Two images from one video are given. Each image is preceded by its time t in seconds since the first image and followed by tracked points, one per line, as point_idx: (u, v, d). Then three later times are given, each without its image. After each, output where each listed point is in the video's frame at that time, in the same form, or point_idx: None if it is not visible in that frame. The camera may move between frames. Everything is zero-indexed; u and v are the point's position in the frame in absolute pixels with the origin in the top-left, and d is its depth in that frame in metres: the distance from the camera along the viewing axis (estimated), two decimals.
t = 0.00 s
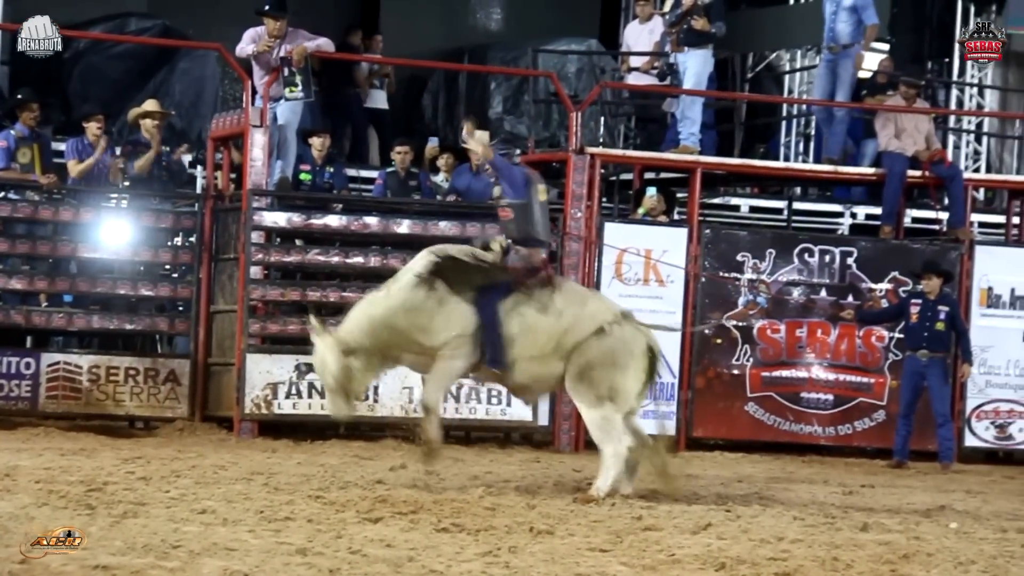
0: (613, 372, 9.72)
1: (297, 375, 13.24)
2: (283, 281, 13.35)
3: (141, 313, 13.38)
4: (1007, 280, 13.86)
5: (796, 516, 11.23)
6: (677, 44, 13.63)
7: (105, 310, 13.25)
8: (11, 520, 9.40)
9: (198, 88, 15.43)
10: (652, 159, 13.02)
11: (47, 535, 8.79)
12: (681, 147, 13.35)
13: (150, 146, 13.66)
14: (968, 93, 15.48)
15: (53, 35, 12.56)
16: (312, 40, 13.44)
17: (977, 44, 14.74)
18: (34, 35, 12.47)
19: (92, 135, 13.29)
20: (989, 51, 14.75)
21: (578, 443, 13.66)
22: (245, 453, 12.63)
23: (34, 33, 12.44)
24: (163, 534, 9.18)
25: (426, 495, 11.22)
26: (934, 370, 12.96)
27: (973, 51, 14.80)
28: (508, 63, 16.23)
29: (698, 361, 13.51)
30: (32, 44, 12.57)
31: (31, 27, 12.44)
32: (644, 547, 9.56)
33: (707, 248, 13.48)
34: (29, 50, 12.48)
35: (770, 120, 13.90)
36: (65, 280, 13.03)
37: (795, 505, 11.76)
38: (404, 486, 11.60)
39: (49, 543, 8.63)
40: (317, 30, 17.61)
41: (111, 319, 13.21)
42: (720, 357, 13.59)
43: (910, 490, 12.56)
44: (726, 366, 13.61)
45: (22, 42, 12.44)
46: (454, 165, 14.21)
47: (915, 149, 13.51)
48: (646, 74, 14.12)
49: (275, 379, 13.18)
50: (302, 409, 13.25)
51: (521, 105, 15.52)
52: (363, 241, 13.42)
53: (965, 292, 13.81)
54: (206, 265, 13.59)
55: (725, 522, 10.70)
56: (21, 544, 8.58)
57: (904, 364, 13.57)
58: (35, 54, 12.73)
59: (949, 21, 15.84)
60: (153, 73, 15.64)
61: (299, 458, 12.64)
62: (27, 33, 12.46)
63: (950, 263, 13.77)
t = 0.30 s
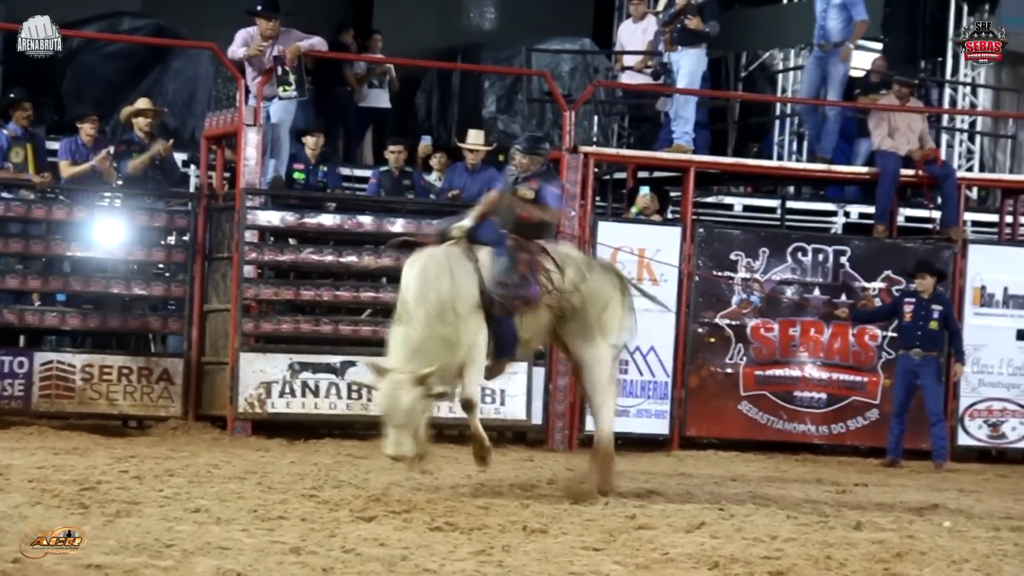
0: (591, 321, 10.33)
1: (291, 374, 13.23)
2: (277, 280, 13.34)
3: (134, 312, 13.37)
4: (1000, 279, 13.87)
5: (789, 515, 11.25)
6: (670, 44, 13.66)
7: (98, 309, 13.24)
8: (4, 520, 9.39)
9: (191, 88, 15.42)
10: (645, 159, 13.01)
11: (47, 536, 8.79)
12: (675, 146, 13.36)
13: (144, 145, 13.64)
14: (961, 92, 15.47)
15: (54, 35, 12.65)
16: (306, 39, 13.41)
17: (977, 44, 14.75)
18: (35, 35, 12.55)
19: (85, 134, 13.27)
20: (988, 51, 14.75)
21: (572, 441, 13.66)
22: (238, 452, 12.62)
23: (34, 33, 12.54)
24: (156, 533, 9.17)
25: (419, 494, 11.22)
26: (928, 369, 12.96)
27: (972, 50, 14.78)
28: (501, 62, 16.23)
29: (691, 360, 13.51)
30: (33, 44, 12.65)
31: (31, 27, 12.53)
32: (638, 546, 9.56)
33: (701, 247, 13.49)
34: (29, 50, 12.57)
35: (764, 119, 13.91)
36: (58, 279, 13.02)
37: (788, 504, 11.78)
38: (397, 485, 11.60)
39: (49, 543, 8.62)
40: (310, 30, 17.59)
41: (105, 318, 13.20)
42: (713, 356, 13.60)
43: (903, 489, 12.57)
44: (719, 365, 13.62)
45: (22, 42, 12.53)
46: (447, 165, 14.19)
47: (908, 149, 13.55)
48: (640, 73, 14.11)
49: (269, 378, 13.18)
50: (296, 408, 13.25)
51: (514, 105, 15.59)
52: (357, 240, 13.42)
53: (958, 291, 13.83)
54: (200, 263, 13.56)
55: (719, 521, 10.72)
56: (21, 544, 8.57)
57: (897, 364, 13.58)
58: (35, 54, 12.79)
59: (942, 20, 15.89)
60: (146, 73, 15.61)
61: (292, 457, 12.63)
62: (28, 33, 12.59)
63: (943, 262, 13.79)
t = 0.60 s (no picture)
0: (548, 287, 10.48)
1: (279, 372, 13.21)
2: (264, 278, 13.32)
3: (121, 310, 13.34)
4: (987, 277, 13.89)
5: (777, 513, 11.26)
6: (659, 41, 13.64)
7: (85, 307, 13.21)
8: None
9: (178, 85, 15.28)
10: (633, 156, 13.01)
11: (50, 534, 8.69)
12: (663, 144, 13.35)
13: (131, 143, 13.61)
14: (948, 89, 15.45)
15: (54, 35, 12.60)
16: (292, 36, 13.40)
17: (977, 44, 14.84)
18: (34, 35, 12.48)
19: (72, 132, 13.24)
20: (988, 51, 14.84)
21: (559, 438, 13.39)
22: (226, 450, 12.61)
23: (34, 33, 12.46)
24: (143, 531, 9.16)
25: (407, 492, 11.21)
26: (915, 366, 12.99)
27: (972, 51, 14.90)
28: (489, 59, 16.24)
29: (678, 357, 13.54)
30: (33, 44, 12.59)
31: (31, 27, 12.46)
32: (626, 543, 9.57)
33: (689, 245, 13.51)
34: (30, 51, 12.49)
35: (753, 116, 13.95)
36: (45, 277, 12.98)
37: (776, 501, 11.78)
38: (385, 483, 11.60)
39: (49, 543, 8.51)
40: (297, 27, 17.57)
41: (92, 315, 13.18)
42: (701, 354, 13.61)
43: (891, 486, 12.59)
44: (707, 362, 13.63)
45: (22, 42, 12.42)
46: (435, 162, 14.18)
47: (896, 146, 13.56)
48: (628, 71, 14.03)
49: (256, 376, 13.16)
50: (284, 406, 13.23)
51: (503, 102, 15.50)
52: (345, 237, 13.41)
53: (945, 289, 13.85)
54: (187, 261, 13.54)
55: (706, 519, 10.72)
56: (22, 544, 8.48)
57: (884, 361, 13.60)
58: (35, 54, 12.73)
59: (930, 17, 15.92)
60: (133, 71, 15.59)
61: (280, 455, 12.61)
62: (26, 33, 12.47)
63: (930, 259, 13.82)
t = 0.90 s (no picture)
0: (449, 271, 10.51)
1: (265, 370, 13.20)
2: (250, 276, 13.31)
3: (107, 308, 13.32)
4: (972, 274, 13.92)
5: (763, 510, 11.28)
6: (644, 39, 13.62)
7: (71, 305, 13.19)
8: None
9: (164, 82, 15.33)
10: (618, 154, 13.00)
11: (49, 536, 8.64)
12: (648, 142, 13.35)
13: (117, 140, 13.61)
14: (933, 87, 15.50)
15: (54, 35, 12.66)
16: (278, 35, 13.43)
17: (979, 44, 15.33)
18: (35, 35, 12.58)
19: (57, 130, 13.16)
20: (989, 51, 15.37)
21: (545, 436, 13.38)
22: (212, 448, 12.59)
23: (34, 32, 12.55)
24: (129, 529, 9.15)
25: (392, 489, 11.20)
26: (900, 364, 13.03)
27: (972, 51, 15.35)
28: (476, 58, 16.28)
29: (664, 355, 13.55)
30: (33, 44, 12.65)
31: (33, 27, 12.56)
32: (612, 540, 9.57)
33: (675, 243, 13.52)
34: (30, 51, 12.57)
35: (736, 115, 14.13)
36: (30, 274, 12.96)
37: (763, 499, 11.79)
38: (372, 481, 11.60)
39: (50, 544, 8.46)
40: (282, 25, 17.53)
41: (78, 313, 13.17)
42: (687, 352, 13.62)
43: (877, 484, 12.61)
44: (693, 360, 13.64)
45: (23, 43, 12.50)
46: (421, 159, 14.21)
47: (881, 144, 13.61)
48: (614, 69, 14.17)
49: (242, 373, 13.15)
50: (270, 404, 13.23)
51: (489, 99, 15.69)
52: (331, 235, 13.42)
53: (930, 287, 13.86)
54: (173, 259, 13.54)
55: (693, 517, 10.73)
56: (22, 545, 8.43)
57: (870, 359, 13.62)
58: (35, 54, 12.78)
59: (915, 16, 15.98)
60: (118, 69, 15.55)
61: (266, 453, 12.60)
62: (27, 33, 12.55)
63: (916, 257, 13.81)
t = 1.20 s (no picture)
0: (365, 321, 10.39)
1: (258, 368, 13.19)
2: (244, 274, 13.32)
3: (101, 306, 13.33)
4: (965, 273, 13.92)
5: (757, 509, 11.28)
6: (638, 37, 13.65)
7: (64, 304, 13.19)
8: None
9: (157, 81, 15.28)
10: (612, 152, 13.00)
11: (48, 534, 8.65)
12: (642, 140, 13.36)
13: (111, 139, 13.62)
14: (927, 86, 15.51)
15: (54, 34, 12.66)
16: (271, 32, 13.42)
17: (978, 44, 15.59)
18: (34, 35, 12.56)
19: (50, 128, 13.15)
20: (989, 51, 15.60)
21: (539, 436, 13.36)
22: (206, 446, 12.59)
23: (34, 32, 12.54)
24: (122, 527, 9.15)
25: (385, 488, 11.19)
26: (893, 362, 13.04)
27: (972, 50, 15.65)
28: (469, 56, 16.28)
29: (658, 353, 13.55)
30: (33, 44, 12.62)
31: (32, 27, 12.52)
32: (605, 539, 9.57)
33: (669, 241, 13.53)
34: (30, 50, 12.53)
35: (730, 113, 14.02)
36: (23, 272, 12.97)
37: (756, 497, 11.79)
38: (366, 480, 11.61)
39: (50, 543, 8.46)
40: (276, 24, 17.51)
41: (72, 311, 13.17)
42: (681, 350, 13.63)
43: (871, 482, 12.62)
44: (686, 359, 13.65)
45: (22, 43, 12.49)
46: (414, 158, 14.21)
47: (874, 143, 13.56)
48: (608, 67, 14.21)
49: (236, 372, 13.15)
50: (263, 402, 13.23)
51: (482, 98, 15.62)
52: (325, 233, 13.42)
53: (923, 285, 13.86)
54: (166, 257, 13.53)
55: (686, 515, 10.73)
56: (21, 544, 8.42)
57: (863, 357, 13.62)
58: (35, 54, 12.78)
59: (908, 15, 15.97)
60: (112, 66, 15.53)
61: (259, 451, 12.60)
62: (27, 33, 12.53)
63: (909, 256, 13.81)
